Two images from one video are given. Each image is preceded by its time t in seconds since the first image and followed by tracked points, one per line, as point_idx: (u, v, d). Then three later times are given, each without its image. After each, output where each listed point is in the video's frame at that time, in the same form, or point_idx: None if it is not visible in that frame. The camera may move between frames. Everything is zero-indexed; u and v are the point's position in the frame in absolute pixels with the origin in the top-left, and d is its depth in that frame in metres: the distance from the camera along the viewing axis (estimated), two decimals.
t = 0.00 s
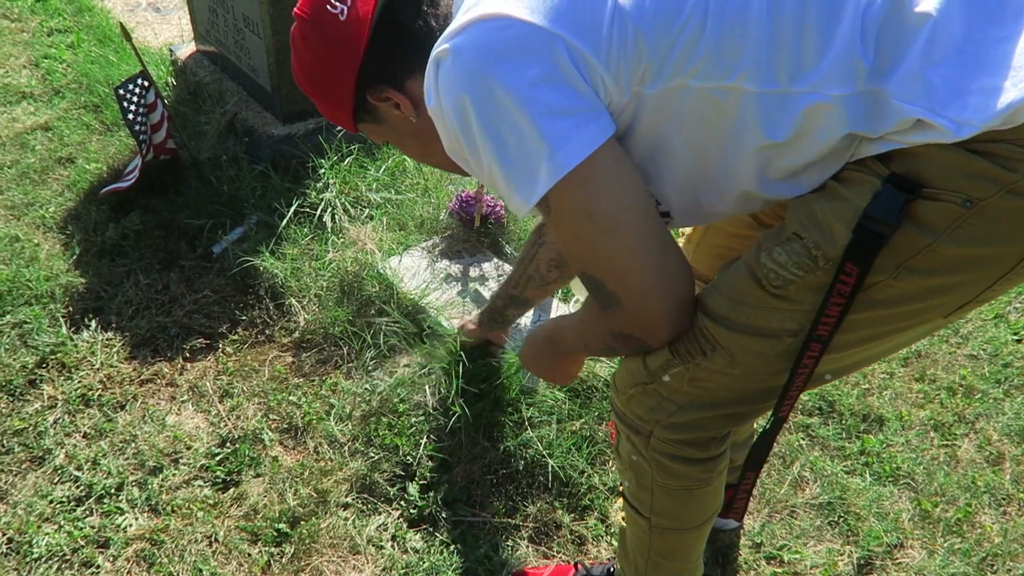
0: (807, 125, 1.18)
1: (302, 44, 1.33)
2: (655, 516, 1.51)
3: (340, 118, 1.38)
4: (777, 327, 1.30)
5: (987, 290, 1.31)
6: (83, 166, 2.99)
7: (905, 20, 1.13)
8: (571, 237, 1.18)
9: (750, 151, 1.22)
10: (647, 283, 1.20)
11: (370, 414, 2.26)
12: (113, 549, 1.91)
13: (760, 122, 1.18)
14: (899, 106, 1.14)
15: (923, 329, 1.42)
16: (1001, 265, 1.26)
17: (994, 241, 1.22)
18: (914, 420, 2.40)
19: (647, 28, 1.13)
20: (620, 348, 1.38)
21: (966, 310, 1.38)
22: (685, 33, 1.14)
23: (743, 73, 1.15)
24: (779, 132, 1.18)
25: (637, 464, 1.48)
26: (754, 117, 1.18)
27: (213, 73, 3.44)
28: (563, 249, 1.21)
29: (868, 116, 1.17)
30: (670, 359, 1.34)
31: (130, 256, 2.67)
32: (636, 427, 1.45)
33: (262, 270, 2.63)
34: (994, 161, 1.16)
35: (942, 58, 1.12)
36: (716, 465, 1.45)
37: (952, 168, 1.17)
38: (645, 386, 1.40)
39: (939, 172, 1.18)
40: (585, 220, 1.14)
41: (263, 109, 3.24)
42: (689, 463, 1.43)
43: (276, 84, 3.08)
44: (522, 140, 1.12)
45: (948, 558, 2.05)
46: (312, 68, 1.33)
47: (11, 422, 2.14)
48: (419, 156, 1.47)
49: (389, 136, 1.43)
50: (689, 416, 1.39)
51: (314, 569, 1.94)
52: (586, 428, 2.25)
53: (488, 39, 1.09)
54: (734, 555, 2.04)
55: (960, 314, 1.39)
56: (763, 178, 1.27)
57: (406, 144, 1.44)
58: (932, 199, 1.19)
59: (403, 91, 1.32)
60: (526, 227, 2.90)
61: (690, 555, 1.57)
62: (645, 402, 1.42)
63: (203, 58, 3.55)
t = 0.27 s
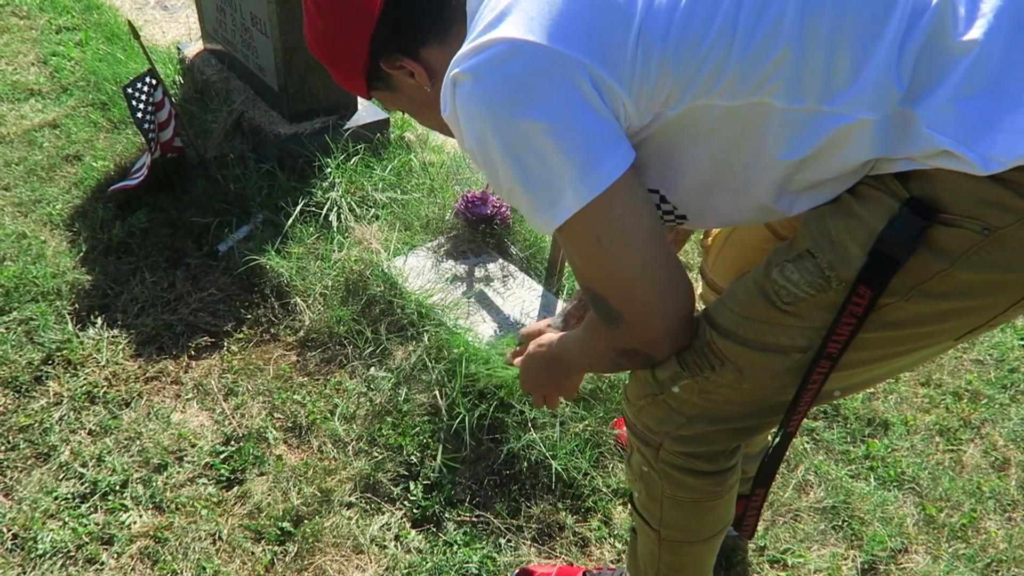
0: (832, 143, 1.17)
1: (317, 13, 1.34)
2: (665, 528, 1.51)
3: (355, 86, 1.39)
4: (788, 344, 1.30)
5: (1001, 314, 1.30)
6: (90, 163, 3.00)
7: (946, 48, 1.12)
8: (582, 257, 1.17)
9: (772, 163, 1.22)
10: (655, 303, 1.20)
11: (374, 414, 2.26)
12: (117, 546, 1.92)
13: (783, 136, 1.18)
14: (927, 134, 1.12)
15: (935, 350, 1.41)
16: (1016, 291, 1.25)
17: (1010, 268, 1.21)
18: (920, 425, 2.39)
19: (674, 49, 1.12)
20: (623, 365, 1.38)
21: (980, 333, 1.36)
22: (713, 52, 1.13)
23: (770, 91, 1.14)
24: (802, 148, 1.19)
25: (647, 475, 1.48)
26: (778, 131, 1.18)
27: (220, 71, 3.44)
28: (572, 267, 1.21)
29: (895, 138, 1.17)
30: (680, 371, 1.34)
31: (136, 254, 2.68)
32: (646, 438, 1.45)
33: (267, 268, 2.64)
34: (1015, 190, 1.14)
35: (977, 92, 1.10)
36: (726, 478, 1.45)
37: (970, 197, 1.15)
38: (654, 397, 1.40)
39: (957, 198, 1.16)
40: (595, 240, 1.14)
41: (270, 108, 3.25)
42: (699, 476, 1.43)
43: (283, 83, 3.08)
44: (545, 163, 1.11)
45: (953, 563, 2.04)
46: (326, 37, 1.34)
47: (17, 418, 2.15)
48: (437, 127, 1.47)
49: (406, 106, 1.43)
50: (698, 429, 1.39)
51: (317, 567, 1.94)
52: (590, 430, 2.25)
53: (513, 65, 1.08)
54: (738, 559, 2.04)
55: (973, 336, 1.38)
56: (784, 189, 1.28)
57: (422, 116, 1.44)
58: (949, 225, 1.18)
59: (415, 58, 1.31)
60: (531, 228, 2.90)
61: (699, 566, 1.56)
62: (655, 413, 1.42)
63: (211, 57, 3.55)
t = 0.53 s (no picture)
0: (829, 142, 1.17)
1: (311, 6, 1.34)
2: (664, 530, 1.50)
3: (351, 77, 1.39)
4: (784, 346, 1.30)
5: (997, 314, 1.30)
6: (91, 163, 3.00)
7: (948, 48, 1.12)
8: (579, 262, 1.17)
9: (770, 162, 1.22)
10: (654, 306, 1.20)
11: (373, 414, 2.26)
12: (116, 546, 1.92)
13: (781, 134, 1.18)
14: (925, 134, 1.12)
15: (931, 350, 1.40)
16: (1012, 291, 1.25)
17: (1005, 269, 1.20)
18: (921, 426, 2.39)
19: (670, 49, 1.12)
20: (619, 377, 1.37)
21: (977, 333, 1.36)
22: (712, 50, 1.13)
23: (768, 89, 1.14)
24: (801, 147, 1.18)
25: (645, 478, 1.48)
26: (776, 130, 1.18)
27: (221, 72, 3.45)
28: (569, 276, 1.21)
29: (893, 137, 1.16)
30: (676, 373, 1.34)
31: (137, 254, 2.68)
32: (644, 442, 1.45)
33: (267, 269, 2.64)
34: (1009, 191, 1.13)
35: (976, 94, 1.10)
36: (725, 480, 1.44)
37: (965, 199, 1.15)
38: (650, 400, 1.39)
39: (953, 200, 1.16)
40: (595, 246, 1.14)
41: (271, 108, 3.25)
42: (696, 478, 1.42)
43: (284, 83, 3.08)
44: (545, 166, 1.11)
45: (954, 564, 2.04)
46: (320, 31, 1.33)
47: (17, 418, 2.15)
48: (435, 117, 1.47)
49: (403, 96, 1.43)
50: (695, 431, 1.39)
51: (316, 568, 1.94)
52: (590, 431, 2.25)
53: (509, 66, 1.07)
54: (738, 560, 2.03)
55: (969, 336, 1.37)
56: (781, 188, 1.28)
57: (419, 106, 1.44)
58: (944, 226, 1.17)
59: (410, 50, 1.31)
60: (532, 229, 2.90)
61: (700, 567, 1.56)
62: (651, 417, 1.41)
63: (212, 57, 3.56)
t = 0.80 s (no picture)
0: (812, 140, 1.17)
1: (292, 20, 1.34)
2: (658, 529, 1.50)
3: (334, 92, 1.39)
4: (773, 344, 1.30)
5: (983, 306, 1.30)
6: (89, 166, 3.00)
7: (922, 41, 1.11)
8: (566, 267, 1.18)
9: (753, 162, 1.22)
10: (640, 303, 1.21)
11: (372, 416, 2.26)
12: (116, 549, 1.92)
13: (763, 135, 1.18)
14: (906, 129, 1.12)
15: (919, 344, 1.41)
16: (997, 283, 1.25)
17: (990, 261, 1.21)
18: (919, 425, 2.39)
19: (649, 51, 1.12)
20: (608, 379, 1.38)
21: (964, 326, 1.36)
22: (689, 51, 1.13)
23: (748, 89, 1.14)
24: (784, 147, 1.18)
25: (638, 478, 1.48)
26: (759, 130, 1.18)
27: (219, 74, 3.45)
28: (557, 282, 1.22)
29: (875, 132, 1.17)
30: (665, 373, 1.34)
31: (135, 256, 2.68)
32: (636, 443, 1.45)
33: (266, 271, 2.64)
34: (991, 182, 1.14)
35: (954, 86, 1.10)
36: (717, 478, 1.44)
37: (949, 194, 1.16)
38: (641, 401, 1.40)
39: (937, 195, 1.17)
40: (582, 249, 1.15)
41: (269, 110, 3.25)
42: (689, 476, 1.42)
43: (281, 85, 3.08)
44: (529, 171, 1.11)
45: (952, 563, 2.04)
46: (302, 46, 1.33)
47: (16, 421, 2.15)
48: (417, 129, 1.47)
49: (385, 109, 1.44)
50: (686, 430, 1.39)
51: (316, 570, 1.94)
52: (589, 431, 2.25)
53: (489, 74, 1.07)
54: (736, 560, 2.03)
55: (956, 329, 1.38)
56: (765, 188, 1.28)
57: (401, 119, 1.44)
58: (930, 220, 1.18)
59: (392, 63, 1.32)
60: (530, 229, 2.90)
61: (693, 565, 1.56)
62: (642, 419, 1.42)
63: (210, 59, 3.56)
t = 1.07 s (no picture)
0: (823, 141, 1.17)
1: (291, 47, 1.32)
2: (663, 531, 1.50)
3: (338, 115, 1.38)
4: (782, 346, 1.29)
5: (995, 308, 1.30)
6: (90, 166, 3.00)
7: (930, 39, 1.11)
8: (575, 275, 1.18)
9: (764, 165, 1.22)
10: (648, 311, 1.21)
11: (375, 416, 2.26)
12: (118, 549, 1.91)
13: (774, 137, 1.18)
14: (918, 127, 1.12)
15: (928, 346, 1.41)
16: (1009, 285, 1.25)
17: (1003, 261, 1.21)
18: (922, 426, 2.39)
19: (657, 53, 1.12)
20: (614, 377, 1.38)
21: (975, 326, 1.36)
22: (698, 52, 1.13)
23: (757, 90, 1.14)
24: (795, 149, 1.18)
25: (644, 480, 1.48)
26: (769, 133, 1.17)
27: (220, 73, 3.44)
28: (565, 290, 1.22)
29: (885, 131, 1.16)
30: (673, 376, 1.33)
31: (136, 256, 2.68)
32: (642, 445, 1.44)
33: (268, 271, 2.63)
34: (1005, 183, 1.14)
35: (965, 81, 1.09)
36: (723, 480, 1.44)
37: (962, 194, 1.16)
38: (647, 404, 1.39)
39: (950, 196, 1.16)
40: (589, 259, 1.15)
41: (270, 110, 3.24)
42: (696, 479, 1.42)
43: (283, 85, 3.08)
44: (538, 179, 1.11)
45: (955, 564, 2.04)
46: (304, 73, 1.32)
47: (17, 421, 2.15)
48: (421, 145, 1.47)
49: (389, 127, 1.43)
50: (693, 433, 1.38)
51: (318, 571, 1.93)
52: (592, 432, 2.24)
53: (495, 81, 1.07)
54: (740, 561, 2.03)
55: (966, 331, 1.38)
56: (776, 190, 1.28)
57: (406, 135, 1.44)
58: (943, 221, 1.18)
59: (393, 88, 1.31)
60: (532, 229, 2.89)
61: (699, 567, 1.56)
62: (648, 421, 1.41)
63: (211, 59, 3.55)
